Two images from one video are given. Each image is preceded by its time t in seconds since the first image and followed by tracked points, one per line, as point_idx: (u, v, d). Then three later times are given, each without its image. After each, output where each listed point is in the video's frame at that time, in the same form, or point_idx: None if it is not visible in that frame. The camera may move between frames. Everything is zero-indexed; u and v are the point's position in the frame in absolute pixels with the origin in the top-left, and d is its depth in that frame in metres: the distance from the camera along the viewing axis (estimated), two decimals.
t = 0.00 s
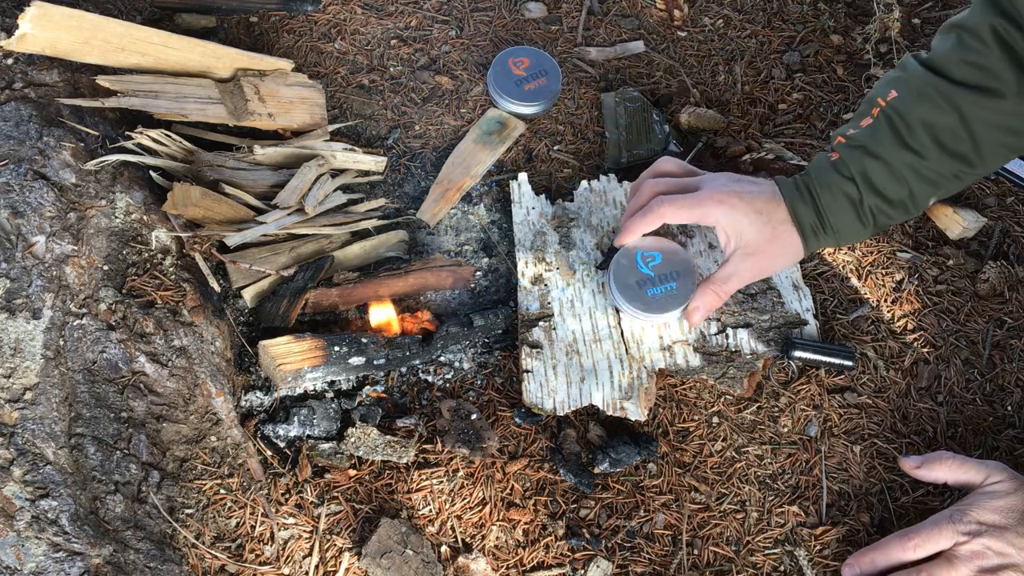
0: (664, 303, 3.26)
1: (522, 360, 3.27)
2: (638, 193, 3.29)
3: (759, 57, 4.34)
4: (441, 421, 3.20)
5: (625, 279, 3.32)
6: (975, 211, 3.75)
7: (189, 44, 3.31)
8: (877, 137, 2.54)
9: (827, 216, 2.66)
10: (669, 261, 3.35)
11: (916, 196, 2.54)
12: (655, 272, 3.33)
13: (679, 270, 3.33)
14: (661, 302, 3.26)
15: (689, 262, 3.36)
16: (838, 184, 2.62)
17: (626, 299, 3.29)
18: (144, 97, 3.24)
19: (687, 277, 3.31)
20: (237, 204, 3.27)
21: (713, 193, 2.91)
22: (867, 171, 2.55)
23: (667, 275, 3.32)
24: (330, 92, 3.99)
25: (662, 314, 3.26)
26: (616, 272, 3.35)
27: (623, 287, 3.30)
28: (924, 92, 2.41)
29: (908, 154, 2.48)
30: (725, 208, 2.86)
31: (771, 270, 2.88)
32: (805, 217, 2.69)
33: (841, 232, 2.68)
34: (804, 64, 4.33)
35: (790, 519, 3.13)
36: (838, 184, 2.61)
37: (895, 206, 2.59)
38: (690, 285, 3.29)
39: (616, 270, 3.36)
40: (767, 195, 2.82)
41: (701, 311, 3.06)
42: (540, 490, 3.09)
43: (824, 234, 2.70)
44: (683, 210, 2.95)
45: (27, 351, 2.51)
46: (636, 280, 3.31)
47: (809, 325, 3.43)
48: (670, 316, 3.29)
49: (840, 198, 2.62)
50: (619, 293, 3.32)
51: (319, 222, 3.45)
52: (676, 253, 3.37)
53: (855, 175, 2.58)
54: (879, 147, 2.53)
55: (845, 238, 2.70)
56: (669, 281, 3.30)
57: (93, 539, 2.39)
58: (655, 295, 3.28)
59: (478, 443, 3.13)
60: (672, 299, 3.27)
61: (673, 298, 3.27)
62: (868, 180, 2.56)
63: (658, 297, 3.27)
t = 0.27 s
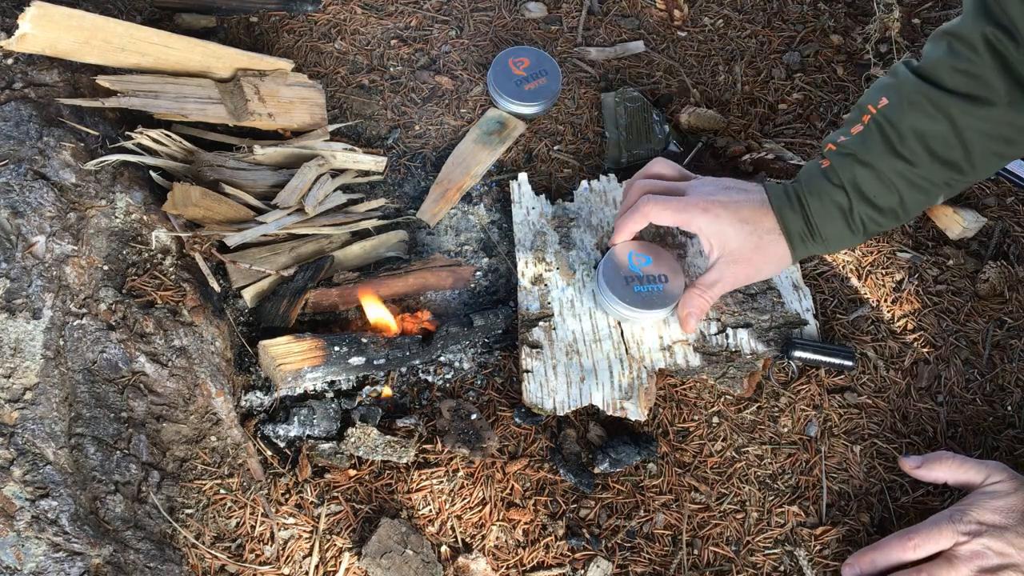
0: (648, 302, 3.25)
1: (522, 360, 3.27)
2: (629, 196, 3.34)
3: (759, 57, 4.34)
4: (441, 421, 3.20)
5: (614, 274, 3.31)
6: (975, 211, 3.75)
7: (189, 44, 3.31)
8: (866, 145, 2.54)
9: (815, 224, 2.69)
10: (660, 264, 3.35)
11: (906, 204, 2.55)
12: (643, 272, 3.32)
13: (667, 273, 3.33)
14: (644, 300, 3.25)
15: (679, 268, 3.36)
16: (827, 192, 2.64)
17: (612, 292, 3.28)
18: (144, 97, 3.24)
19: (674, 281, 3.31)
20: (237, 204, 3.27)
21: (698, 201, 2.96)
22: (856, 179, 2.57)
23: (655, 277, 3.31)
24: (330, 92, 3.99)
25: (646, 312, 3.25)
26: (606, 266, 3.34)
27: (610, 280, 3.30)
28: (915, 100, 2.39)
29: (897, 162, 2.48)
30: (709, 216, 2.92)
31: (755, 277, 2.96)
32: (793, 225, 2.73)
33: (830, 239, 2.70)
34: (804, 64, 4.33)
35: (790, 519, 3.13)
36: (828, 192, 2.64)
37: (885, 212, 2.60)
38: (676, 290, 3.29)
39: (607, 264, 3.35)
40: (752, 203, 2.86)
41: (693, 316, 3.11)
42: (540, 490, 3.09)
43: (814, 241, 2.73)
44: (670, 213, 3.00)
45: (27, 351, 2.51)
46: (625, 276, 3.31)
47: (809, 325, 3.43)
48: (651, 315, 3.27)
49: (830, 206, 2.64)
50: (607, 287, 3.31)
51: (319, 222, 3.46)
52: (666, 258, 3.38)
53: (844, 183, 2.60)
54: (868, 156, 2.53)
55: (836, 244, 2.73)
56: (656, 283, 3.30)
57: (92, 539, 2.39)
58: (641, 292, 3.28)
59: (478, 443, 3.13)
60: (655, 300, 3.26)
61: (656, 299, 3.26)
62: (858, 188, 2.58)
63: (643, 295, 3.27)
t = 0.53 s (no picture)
0: (648, 301, 3.25)
1: (522, 360, 3.27)
2: (698, 187, 2.94)
3: (759, 57, 4.34)
4: (441, 421, 3.20)
5: (613, 274, 3.31)
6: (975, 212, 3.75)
7: (189, 44, 3.31)
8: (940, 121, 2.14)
9: (891, 207, 2.19)
10: (659, 263, 3.36)
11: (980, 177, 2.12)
12: (643, 271, 3.32)
13: (667, 272, 3.33)
14: (643, 299, 3.25)
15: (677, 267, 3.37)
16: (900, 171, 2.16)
17: (612, 291, 3.27)
18: (144, 97, 3.24)
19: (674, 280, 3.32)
20: (237, 204, 3.27)
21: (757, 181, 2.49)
22: (934, 160, 2.13)
23: (654, 276, 3.32)
24: (330, 92, 3.99)
25: (647, 311, 3.25)
26: (606, 265, 3.34)
27: (610, 280, 3.29)
28: (988, 75, 2.06)
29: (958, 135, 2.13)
30: (784, 196, 2.40)
31: (825, 261, 2.43)
32: (868, 208, 2.21)
33: (908, 226, 2.21)
34: (804, 64, 4.33)
35: (790, 519, 3.13)
36: (904, 171, 2.16)
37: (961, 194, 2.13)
38: (675, 288, 3.29)
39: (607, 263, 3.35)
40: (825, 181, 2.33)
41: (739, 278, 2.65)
42: (540, 490, 3.09)
43: (890, 227, 2.22)
44: (740, 193, 2.52)
45: (27, 351, 2.51)
46: (624, 275, 3.31)
47: (809, 324, 3.43)
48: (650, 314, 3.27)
49: (906, 185, 2.15)
50: (606, 286, 3.30)
51: (319, 221, 3.46)
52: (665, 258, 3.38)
53: (923, 163, 2.14)
54: (947, 134, 2.12)
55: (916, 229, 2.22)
56: (655, 282, 3.30)
57: (92, 539, 2.39)
58: (641, 290, 3.28)
59: (478, 443, 3.13)
60: (655, 299, 3.26)
61: (655, 298, 3.26)
62: (936, 165, 2.13)
63: (643, 294, 3.26)
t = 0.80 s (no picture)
0: (648, 301, 3.25)
1: (522, 360, 3.27)
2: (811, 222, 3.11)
3: (759, 57, 4.34)
4: (441, 421, 3.20)
5: (613, 274, 3.31)
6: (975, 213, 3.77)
7: (189, 44, 3.31)
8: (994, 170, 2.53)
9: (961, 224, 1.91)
10: (659, 263, 3.36)
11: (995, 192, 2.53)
12: (643, 271, 3.33)
13: (667, 272, 3.34)
14: (643, 299, 3.25)
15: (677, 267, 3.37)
16: None
17: (612, 291, 3.27)
18: (144, 97, 3.24)
19: (674, 280, 3.32)
20: (238, 204, 3.27)
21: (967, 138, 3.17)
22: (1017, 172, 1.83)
23: (654, 276, 3.32)
24: (330, 92, 3.99)
25: (646, 311, 3.25)
26: (606, 265, 3.34)
27: (610, 280, 3.30)
28: None
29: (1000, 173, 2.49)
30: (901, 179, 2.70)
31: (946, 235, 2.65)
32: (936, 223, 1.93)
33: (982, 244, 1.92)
34: (804, 64, 4.34)
35: (790, 519, 3.13)
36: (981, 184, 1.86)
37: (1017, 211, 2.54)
38: (676, 288, 3.29)
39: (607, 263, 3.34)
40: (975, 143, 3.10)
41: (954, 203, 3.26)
42: (540, 490, 3.09)
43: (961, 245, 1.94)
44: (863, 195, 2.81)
45: (27, 351, 2.51)
46: (624, 276, 3.31)
47: (809, 324, 3.44)
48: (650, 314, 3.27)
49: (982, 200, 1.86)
50: (606, 286, 3.30)
51: (319, 221, 3.46)
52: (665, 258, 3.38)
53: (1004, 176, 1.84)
54: None
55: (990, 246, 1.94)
56: (655, 282, 3.31)
57: (93, 539, 2.39)
58: (641, 290, 3.28)
59: (478, 443, 3.13)
60: (655, 299, 3.26)
61: (655, 297, 3.26)
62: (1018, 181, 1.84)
63: (643, 294, 3.27)
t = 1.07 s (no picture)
0: (648, 301, 3.25)
1: (522, 360, 3.27)
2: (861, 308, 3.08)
3: (759, 57, 4.35)
4: (441, 421, 3.20)
5: (613, 274, 3.31)
6: (975, 211, 3.77)
7: (189, 44, 3.31)
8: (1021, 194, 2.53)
9: None
10: (659, 263, 3.36)
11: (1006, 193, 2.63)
12: (643, 271, 3.33)
13: (667, 272, 3.34)
14: (643, 299, 3.25)
15: (678, 267, 3.37)
16: None
17: (612, 291, 3.27)
18: (144, 97, 3.24)
19: (674, 280, 3.32)
20: (237, 204, 3.28)
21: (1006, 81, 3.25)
22: None
23: (654, 276, 3.32)
24: (330, 92, 3.99)
25: (646, 311, 3.25)
26: (606, 265, 3.33)
27: (610, 280, 3.30)
28: None
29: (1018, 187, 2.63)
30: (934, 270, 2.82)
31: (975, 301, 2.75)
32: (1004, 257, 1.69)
33: None
34: (804, 64, 4.34)
35: (790, 519, 3.12)
36: None
37: None
38: (676, 288, 3.30)
39: (608, 263, 3.34)
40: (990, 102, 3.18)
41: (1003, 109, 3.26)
42: (540, 490, 3.09)
43: None
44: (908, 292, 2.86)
45: (27, 351, 2.51)
46: (624, 276, 3.31)
47: (809, 324, 3.44)
48: (650, 315, 3.27)
49: None
50: (606, 286, 3.30)
51: (319, 221, 3.46)
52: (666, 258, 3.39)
53: None
54: None
55: None
56: (655, 282, 3.31)
57: (93, 539, 2.39)
58: (641, 290, 3.28)
59: (478, 443, 3.13)
60: (655, 299, 3.26)
61: (655, 298, 3.26)
62: None
63: (643, 294, 3.27)
